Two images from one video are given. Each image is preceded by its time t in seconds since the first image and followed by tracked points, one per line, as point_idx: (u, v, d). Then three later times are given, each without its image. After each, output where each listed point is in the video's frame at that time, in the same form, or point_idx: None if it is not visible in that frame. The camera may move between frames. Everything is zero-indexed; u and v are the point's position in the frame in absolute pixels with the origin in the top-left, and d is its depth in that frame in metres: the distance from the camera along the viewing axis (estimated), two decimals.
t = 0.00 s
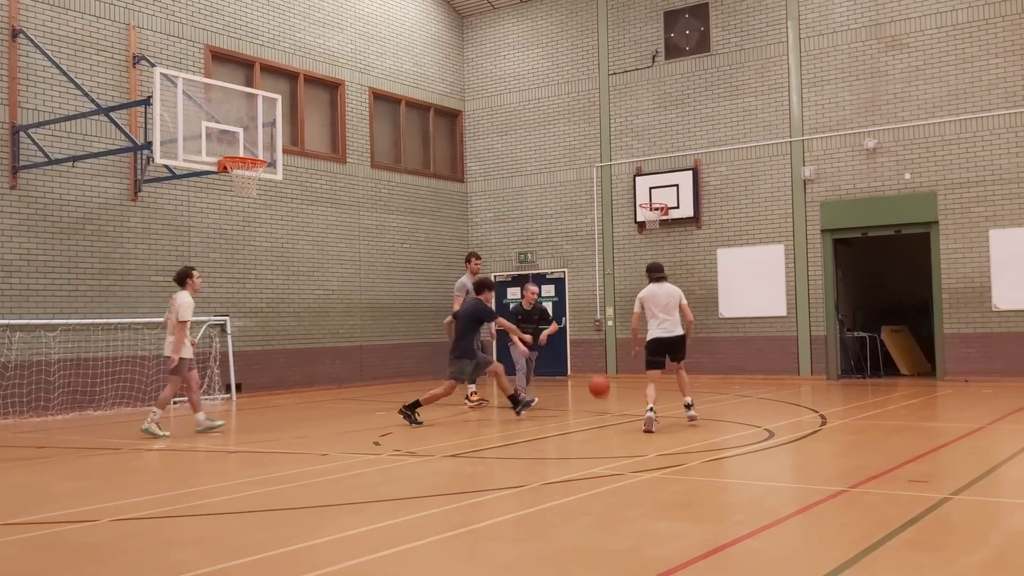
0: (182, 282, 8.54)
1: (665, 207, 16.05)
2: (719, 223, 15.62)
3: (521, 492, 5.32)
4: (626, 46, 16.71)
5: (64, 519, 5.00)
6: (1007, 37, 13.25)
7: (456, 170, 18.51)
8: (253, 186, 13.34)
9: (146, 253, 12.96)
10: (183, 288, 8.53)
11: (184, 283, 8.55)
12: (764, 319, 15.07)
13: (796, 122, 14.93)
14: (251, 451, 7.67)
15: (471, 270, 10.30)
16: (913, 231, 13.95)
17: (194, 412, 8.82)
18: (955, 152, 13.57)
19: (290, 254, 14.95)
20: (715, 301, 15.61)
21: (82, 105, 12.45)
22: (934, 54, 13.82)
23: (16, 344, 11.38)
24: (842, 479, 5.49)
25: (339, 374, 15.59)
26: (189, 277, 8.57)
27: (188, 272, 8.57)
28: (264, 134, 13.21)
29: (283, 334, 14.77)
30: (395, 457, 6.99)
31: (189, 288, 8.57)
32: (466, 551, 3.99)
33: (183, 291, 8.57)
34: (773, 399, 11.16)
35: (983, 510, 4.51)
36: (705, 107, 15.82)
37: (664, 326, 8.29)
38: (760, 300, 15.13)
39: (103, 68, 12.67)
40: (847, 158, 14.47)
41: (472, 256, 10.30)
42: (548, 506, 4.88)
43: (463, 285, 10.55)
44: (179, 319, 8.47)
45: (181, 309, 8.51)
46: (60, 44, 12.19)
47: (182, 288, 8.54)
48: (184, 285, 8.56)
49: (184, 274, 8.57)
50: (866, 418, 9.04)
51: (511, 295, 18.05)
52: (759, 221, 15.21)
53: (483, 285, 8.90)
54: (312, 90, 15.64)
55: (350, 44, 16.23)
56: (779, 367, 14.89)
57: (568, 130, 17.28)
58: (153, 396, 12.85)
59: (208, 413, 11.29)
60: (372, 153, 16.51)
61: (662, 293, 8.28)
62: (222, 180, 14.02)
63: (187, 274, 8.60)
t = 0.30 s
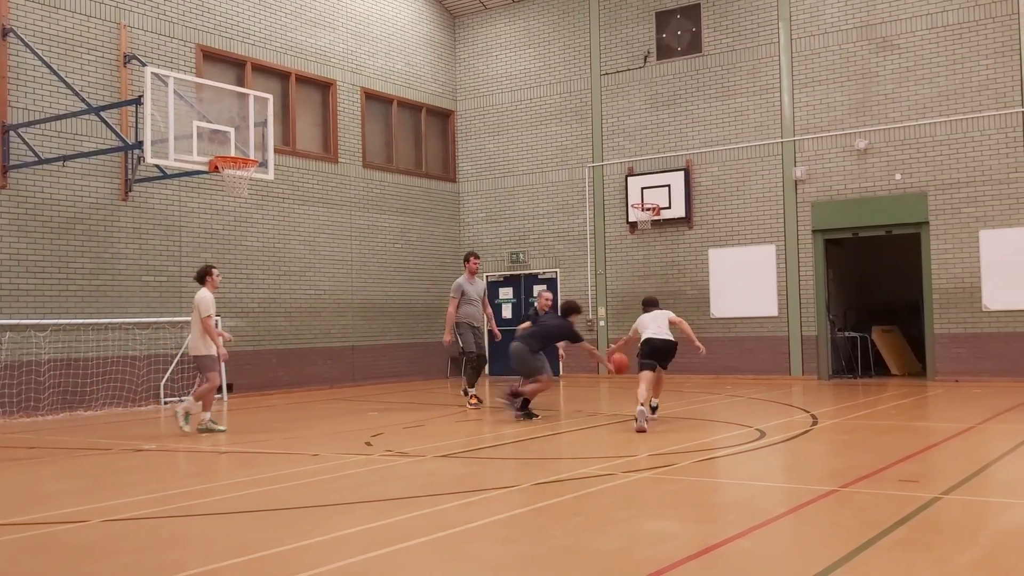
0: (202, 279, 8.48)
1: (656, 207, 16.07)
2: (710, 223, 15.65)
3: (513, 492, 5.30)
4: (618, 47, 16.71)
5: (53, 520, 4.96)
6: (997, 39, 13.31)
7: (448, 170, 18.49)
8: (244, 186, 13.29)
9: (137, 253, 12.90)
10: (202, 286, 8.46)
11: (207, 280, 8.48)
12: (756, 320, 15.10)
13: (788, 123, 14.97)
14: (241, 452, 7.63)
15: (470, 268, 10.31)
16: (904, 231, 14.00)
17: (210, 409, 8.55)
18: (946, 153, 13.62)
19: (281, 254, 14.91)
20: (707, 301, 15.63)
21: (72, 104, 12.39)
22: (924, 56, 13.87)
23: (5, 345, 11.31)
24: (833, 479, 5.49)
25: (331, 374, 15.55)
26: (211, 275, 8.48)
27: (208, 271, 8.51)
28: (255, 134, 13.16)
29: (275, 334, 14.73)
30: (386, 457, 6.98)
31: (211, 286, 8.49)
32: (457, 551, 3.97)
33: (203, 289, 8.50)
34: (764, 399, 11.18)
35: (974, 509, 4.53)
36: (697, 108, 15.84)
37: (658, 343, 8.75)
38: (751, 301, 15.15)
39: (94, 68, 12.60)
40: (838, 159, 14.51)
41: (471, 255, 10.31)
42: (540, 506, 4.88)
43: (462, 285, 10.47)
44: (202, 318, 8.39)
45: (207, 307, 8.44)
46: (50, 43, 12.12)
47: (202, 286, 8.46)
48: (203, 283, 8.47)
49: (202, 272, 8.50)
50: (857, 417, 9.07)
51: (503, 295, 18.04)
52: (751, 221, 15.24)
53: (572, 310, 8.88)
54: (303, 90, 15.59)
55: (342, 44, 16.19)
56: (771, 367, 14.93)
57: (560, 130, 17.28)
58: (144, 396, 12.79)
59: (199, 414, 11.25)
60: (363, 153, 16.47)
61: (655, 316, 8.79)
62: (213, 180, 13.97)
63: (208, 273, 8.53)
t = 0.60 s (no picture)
0: (221, 281, 8.44)
1: (649, 208, 16.08)
2: (703, 224, 15.67)
3: (506, 493, 5.29)
4: (610, 48, 16.73)
5: (43, 522, 4.93)
6: (989, 40, 13.37)
7: (441, 170, 18.48)
8: (236, 187, 13.24)
9: (128, 254, 12.85)
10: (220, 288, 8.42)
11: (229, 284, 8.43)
12: (748, 320, 15.13)
13: (780, 123, 15.00)
14: (233, 452, 7.60)
15: (468, 264, 10.32)
16: (895, 232, 14.05)
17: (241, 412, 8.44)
18: (938, 154, 13.67)
19: (274, 254, 14.86)
20: (699, 302, 15.65)
21: (64, 104, 12.33)
22: (916, 57, 13.92)
23: None
24: (825, 479, 5.50)
25: (323, 375, 15.51)
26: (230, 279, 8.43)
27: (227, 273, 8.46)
28: (247, 134, 13.10)
29: (267, 335, 14.68)
30: (379, 457, 6.96)
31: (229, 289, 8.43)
32: (450, 552, 3.96)
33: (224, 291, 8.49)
34: (756, 399, 11.20)
35: (965, 509, 4.54)
36: (690, 109, 15.86)
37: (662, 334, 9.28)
38: (744, 301, 15.18)
39: (85, 67, 12.55)
40: (831, 160, 14.55)
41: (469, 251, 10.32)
42: (533, 507, 4.87)
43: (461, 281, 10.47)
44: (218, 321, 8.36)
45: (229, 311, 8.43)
46: (41, 42, 12.06)
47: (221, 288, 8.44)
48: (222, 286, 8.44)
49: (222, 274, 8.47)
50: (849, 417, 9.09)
51: (496, 296, 18.03)
52: (743, 222, 15.26)
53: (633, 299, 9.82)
54: (296, 90, 15.56)
55: (334, 44, 16.16)
56: (763, 368, 14.96)
57: (553, 131, 17.27)
58: (136, 397, 12.73)
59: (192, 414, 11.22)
60: (356, 153, 16.44)
61: (667, 306, 9.40)
62: (205, 180, 13.92)
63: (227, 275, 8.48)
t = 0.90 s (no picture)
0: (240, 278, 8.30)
1: (642, 209, 16.10)
2: (695, 225, 15.70)
3: (498, 493, 5.30)
4: (603, 48, 16.74)
5: (34, 522, 4.90)
6: (980, 41, 13.41)
7: (434, 170, 18.46)
8: (228, 187, 13.20)
9: (120, 254, 12.80)
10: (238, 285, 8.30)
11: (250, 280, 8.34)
12: (741, 321, 15.16)
13: (772, 124, 15.03)
14: (225, 452, 7.58)
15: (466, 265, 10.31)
16: (887, 233, 14.10)
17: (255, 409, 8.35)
18: (929, 155, 13.73)
19: (266, 254, 14.82)
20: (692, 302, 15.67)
21: (55, 103, 12.27)
22: (907, 58, 13.97)
23: None
24: (817, 478, 5.51)
25: (316, 375, 15.48)
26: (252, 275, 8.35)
27: (247, 269, 8.33)
28: (240, 134, 13.06)
29: (260, 335, 14.65)
30: (372, 458, 6.95)
31: (247, 286, 8.33)
32: (442, 552, 3.95)
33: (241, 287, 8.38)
34: (749, 399, 11.23)
35: (956, 509, 4.55)
36: (683, 109, 15.88)
37: (697, 332, 9.96)
38: (736, 302, 15.22)
39: (77, 67, 12.49)
40: (823, 161, 14.59)
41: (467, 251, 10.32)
42: (526, 507, 4.87)
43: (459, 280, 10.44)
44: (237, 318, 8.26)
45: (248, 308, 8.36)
46: (33, 41, 12.00)
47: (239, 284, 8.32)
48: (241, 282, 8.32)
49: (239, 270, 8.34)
50: (842, 417, 9.12)
51: (489, 296, 18.03)
52: (736, 222, 15.29)
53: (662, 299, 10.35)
54: (289, 90, 15.52)
55: (327, 44, 16.13)
56: (755, 368, 14.99)
57: (546, 132, 17.28)
58: (127, 398, 12.69)
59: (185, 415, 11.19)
60: (349, 153, 16.42)
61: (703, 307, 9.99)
62: (198, 179, 13.88)
63: (247, 271, 8.38)
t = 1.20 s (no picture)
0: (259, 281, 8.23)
1: (632, 210, 16.12)
2: (685, 226, 15.72)
3: (490, 494, 5.29)
4: (593, 50, 16.76)
5: (22, 525, 4.86)
6: (967, 44, 13.50)
7: (423, 171, 18.43)
8: (218, 188, 13.14)
9: (108, 255, 12.73)
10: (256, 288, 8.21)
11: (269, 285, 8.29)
12: (730, 322, 15.20)
13: (761, 126, 15.08)
14: (214, 454, 7.53)
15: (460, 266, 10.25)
16: (875, 234, 14.16)
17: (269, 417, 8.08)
18: (917, 156, 13.80)
19: (256, 256, 14.76)
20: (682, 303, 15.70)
21: (44, 104, 12.20)
22: (896, 60, 14.04)
23: None
24: (807, 479, 5.52)
25: (306, 376, 15.43)
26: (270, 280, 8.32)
27: (264, 272, 8.25)
28: (229, 134, 12.99)
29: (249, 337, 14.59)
30: (362, 459, 6.92)
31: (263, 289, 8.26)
32: (434, 554, 3.93)
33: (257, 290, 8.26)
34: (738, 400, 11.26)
35: (945, 509, 4.57)
36: (672, 111, 15.92)
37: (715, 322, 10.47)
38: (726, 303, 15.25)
39: (66, 67, 12.42)
40: (811, 162, 14.65)
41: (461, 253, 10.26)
42: (517, 508, 4.86)
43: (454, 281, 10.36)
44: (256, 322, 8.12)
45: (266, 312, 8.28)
46: (21, 41, 11.92)
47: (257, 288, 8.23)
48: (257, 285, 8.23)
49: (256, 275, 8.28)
50: (831, 417, 9.16)
51: (478, 297, 18.00)
52: (725, 224, 15.33)
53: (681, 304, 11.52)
54: (278, 91, 15.47)
55: (317, 45, 16.08)
56: (745, 368, 15.04)
57: (536, 133, 17.28)
58: (116, 399, 12.61)
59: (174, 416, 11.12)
60: (338, 154, 16.37)
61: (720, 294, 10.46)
62: (187, 180, 13.81)
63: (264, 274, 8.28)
